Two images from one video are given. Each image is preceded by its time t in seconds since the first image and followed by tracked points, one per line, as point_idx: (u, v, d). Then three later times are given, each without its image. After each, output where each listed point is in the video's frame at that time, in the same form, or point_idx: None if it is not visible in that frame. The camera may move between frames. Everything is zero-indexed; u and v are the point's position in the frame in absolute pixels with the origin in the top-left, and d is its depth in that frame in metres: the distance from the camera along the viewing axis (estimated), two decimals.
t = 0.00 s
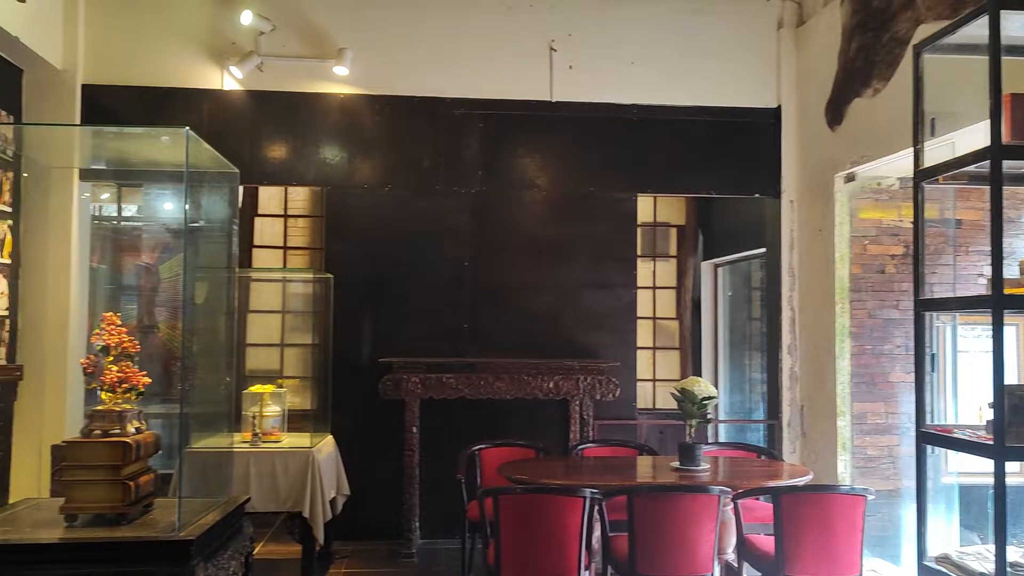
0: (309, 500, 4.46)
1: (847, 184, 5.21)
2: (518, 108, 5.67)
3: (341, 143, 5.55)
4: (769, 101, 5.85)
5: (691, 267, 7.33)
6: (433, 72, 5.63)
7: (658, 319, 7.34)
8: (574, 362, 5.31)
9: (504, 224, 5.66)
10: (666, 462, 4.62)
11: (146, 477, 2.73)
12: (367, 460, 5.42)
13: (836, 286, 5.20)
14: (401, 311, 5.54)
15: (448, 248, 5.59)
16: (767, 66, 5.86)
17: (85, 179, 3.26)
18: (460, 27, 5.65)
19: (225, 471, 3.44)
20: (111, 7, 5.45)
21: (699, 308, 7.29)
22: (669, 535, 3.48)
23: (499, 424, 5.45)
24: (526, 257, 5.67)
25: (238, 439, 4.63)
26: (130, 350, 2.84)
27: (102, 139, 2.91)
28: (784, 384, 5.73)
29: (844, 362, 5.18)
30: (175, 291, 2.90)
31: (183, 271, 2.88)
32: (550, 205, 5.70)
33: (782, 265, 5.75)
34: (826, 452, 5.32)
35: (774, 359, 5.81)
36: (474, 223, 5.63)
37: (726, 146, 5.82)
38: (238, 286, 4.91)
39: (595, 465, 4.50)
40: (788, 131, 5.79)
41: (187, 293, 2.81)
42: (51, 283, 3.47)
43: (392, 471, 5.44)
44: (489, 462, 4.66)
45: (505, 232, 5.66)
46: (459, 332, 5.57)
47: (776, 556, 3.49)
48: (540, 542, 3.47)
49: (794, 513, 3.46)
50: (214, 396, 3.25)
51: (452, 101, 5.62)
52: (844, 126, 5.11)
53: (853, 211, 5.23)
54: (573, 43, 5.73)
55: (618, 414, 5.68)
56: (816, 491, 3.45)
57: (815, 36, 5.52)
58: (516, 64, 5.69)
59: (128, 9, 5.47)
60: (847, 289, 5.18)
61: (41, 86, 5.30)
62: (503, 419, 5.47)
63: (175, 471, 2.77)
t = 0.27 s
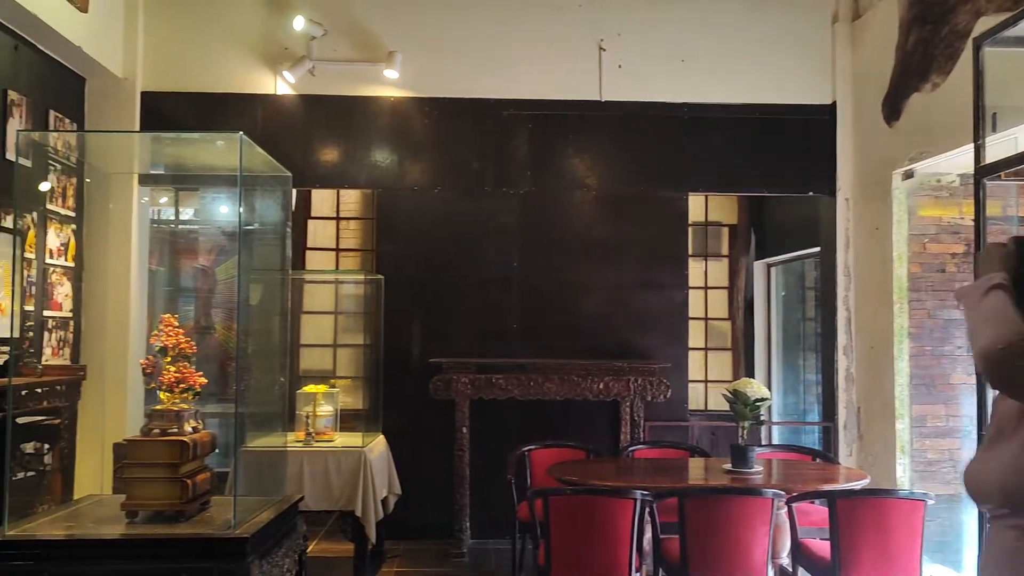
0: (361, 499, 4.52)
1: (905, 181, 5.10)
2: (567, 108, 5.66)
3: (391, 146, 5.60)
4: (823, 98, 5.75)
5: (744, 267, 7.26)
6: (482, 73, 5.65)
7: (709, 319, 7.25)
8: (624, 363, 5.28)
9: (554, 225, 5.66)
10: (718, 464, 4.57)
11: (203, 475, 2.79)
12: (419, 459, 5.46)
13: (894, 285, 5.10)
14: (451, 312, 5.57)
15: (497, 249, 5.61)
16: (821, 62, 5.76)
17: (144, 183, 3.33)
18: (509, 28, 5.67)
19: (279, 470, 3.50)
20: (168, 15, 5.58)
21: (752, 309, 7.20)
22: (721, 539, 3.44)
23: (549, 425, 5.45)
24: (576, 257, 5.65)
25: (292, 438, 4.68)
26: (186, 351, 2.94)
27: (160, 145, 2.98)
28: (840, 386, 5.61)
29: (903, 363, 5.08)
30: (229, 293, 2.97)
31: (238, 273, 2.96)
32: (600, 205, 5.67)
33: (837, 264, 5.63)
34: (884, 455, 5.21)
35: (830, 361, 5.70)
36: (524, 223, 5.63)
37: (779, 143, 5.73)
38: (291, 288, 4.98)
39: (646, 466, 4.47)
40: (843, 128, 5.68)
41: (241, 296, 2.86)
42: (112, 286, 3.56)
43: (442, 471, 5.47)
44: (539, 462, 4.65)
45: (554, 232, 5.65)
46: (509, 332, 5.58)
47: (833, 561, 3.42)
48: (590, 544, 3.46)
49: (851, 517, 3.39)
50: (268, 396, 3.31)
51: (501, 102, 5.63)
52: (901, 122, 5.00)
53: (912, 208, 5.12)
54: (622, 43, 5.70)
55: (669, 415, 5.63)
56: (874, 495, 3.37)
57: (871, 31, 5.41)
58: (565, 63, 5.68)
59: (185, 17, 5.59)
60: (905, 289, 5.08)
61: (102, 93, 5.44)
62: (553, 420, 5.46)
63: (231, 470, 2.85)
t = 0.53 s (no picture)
0: (410, 499, 4.55)
1: (961, 178, 4.97)
2: (614, 108, 5.64)
3: (438, 149, 5.64)
4: (876, 94, 5.64)
5: (794, 267, 7.15)
6: (528, 75, 5.66)
7: (759, 320, 7.19)
8: (673, 365, 5.25)
9: (601, 226, 5.63)
10: (768, 467, 4.51)
11: (256, 475, 2.83)
12: (467, 460, 5.49)
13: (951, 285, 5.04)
14: (498, 314, 5.58)
15: (544, 250, 5.61)
16: (874, 57, 5.65)
17: (197, 189, 3.37)
18: (554, 30, 5.66)
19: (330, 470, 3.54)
20: (219, 24, 5.69)
21: (803, 309, 7.10)
22: (773, 543, 3.39)
23: (597, 427, 5.43)
24: (623, 257, 5.63)
25: (342, 438, 4.74)
26: (239, 353, 3.08)
27: (212, 151, 3.04)
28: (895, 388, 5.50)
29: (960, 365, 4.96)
30: (281, 296, 3.02)
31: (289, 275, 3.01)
32: (648, 206, 5.64)
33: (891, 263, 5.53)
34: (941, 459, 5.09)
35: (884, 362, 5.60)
36: (570, 225, 5.63)
37: (830, 141, 5.64)
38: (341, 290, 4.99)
39: (695, 469, 4.43)
40: (897, 124, 5.57)
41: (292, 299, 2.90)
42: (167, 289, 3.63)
43: (490, 473, 5.48)
44: (587, 464, 4.64)
45: (601, 233, 5.63)
46: (557, 334, 5.58)
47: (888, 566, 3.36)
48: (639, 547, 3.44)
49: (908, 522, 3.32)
50: (319, 397, 3.36)
51: (547, 104, 5.64)
52: (957, 118, 4.88)
53: (969, 205, 4.89)
54: (669, 42, 5.66)
55: (719, 417, 5.58)
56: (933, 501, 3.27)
57: (926, 24, 5.29)
58: (612, 64, 5.66)
59: (235, 25, 5.70)
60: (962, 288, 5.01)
61: (159, 103, 5.60)
62: (601, 422, 5.43)
63: (283, 469, 2.89)
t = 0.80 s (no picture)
0: (454, 501, 4.57)
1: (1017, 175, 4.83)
2: (657, 109, 5.60)
3: (481, 152, 5.66)
4: (927, 90, 5.52)
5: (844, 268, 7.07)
6: (570, 77, 5.65)
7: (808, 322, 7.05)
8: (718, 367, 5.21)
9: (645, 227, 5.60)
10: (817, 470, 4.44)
11: (303, 477, 2.87)
12: (511, 463, 5.49)
13: (1006, 284, 4.86)
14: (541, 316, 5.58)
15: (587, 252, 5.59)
16: (924, 53, 5.54)
17: (244, 194, 3.42)
18: (597, 31, 5.65)
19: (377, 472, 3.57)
20: (265, 31, 5.78)
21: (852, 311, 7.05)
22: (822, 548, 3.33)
23: (642, 430, 5.38)
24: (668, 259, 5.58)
25: (387, 440, 4.77)
26: (287, 356, 3.09)
27: (259, 157, 3.09)
28: (948, 390, 5.38)
29: (1016, 367, 4.83)
30: (327, 299, 3.07)
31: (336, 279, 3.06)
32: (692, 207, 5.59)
33: (942, 262, 5.47)
34: (997, 463, 4.96)
35: (936, 364, 5.47)
36: (614, 226, 5.60)
37: (878, 139, 5.54)
38: (386, 294, 5.01)
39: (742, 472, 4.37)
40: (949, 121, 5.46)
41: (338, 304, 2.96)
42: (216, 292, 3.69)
43: (534, 475, 5.48)
44: (632, 468, 4.63)
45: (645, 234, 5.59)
46: (601, 336, 5.55)
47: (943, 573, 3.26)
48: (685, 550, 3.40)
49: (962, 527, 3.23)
50: (365, 399, 3.40)
51: (590, 106, 5.62)
52: (1012, 114, 4.76)
53: None
54: (713, 41, 5.61)
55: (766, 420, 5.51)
56: (988, 506, 3.18)
57: (978, 18, 5.17)
58: (655, 64, 5.63)
59: (281, 33, 5.78)
60: (1018, 288, 4.83)
61: (207, 110, 5.71)
62: (646, 424, 5.40)
63: (330, 471, 2.92)
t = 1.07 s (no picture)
0: (498, 504, 4.57)
1: None
2: (699, 110, 5.56)
3: (522, 155, 5.67)
4: (977, 87, 5.40)
5: (891, 268, 6.93)
6: (611, 79, 5.63)
7: (854, 323, 6.96)
8: (762, 369, 5.16)
9: (687, 228, 5.55)
10: (867, 475, 4.36)
11: (348, 480, 2.90)
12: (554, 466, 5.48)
13: None
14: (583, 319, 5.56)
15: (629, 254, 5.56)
16: (975, 48, 5.42)
17: (289, 200, 3.47)
18: (638, 32, 5.62)
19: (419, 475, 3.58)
20: (308, 39, 5.85)
21: (900, 312, 6.87)
22: (872, 554, 3.27)
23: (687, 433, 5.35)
24: (711, 261, 5.54)
25: (432, 443, 4.79)
26: (332, 360, 3.12)
27: (303, 163, 3.13)
28: (1002, 393, 5.26)
29: None
30: (371, 303, 3.09)
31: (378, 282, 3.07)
32: (736, 208, 5.53)
33: (995, 262, 5.34)
34: None
35: (989, 366, 5.35)
36: (656, 228, 5.56)
37: (927, 137, 5.43)
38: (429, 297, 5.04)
39: (789, 476, 4.31)
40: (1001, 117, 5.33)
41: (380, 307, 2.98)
42: (262, 297, 3.74)
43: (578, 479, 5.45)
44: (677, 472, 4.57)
45: (688, 236, 5.55)
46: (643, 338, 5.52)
47: None
48: (733, 556, 3.37)
49: (1017, 533, 3.16)
50: (409, 403, 3.42)
51: (631, 107, 5.60)
52: None
53: None
54: (756, 40, 5.55)
55: (812, 423, 5.44)
56: None
57: None
58: (697, 64, 5.58)
59: (324, 40, 5.85)
60: None
61: (252, 117, 5.79)
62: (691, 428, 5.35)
63: (374, 473, 2.94)
